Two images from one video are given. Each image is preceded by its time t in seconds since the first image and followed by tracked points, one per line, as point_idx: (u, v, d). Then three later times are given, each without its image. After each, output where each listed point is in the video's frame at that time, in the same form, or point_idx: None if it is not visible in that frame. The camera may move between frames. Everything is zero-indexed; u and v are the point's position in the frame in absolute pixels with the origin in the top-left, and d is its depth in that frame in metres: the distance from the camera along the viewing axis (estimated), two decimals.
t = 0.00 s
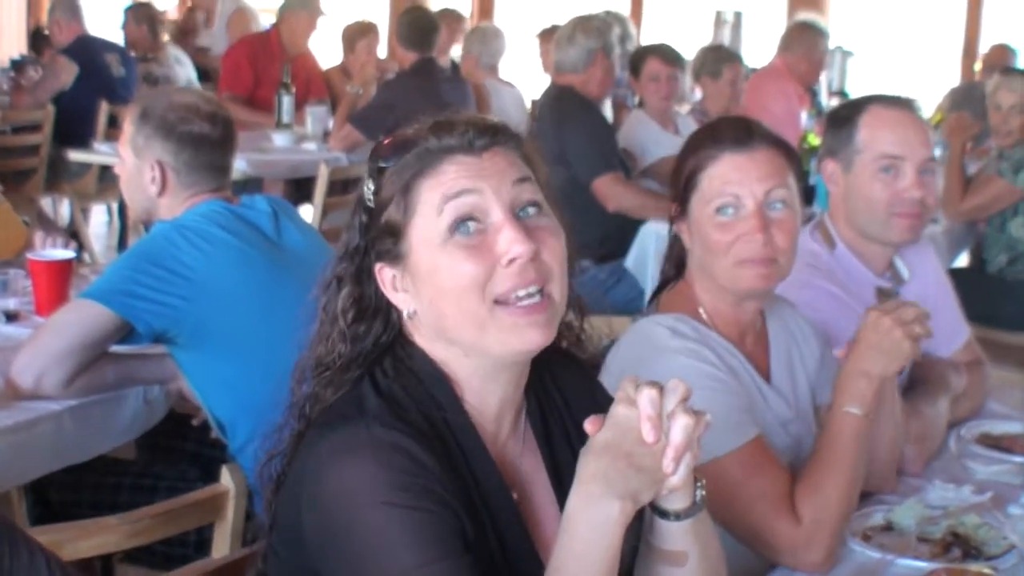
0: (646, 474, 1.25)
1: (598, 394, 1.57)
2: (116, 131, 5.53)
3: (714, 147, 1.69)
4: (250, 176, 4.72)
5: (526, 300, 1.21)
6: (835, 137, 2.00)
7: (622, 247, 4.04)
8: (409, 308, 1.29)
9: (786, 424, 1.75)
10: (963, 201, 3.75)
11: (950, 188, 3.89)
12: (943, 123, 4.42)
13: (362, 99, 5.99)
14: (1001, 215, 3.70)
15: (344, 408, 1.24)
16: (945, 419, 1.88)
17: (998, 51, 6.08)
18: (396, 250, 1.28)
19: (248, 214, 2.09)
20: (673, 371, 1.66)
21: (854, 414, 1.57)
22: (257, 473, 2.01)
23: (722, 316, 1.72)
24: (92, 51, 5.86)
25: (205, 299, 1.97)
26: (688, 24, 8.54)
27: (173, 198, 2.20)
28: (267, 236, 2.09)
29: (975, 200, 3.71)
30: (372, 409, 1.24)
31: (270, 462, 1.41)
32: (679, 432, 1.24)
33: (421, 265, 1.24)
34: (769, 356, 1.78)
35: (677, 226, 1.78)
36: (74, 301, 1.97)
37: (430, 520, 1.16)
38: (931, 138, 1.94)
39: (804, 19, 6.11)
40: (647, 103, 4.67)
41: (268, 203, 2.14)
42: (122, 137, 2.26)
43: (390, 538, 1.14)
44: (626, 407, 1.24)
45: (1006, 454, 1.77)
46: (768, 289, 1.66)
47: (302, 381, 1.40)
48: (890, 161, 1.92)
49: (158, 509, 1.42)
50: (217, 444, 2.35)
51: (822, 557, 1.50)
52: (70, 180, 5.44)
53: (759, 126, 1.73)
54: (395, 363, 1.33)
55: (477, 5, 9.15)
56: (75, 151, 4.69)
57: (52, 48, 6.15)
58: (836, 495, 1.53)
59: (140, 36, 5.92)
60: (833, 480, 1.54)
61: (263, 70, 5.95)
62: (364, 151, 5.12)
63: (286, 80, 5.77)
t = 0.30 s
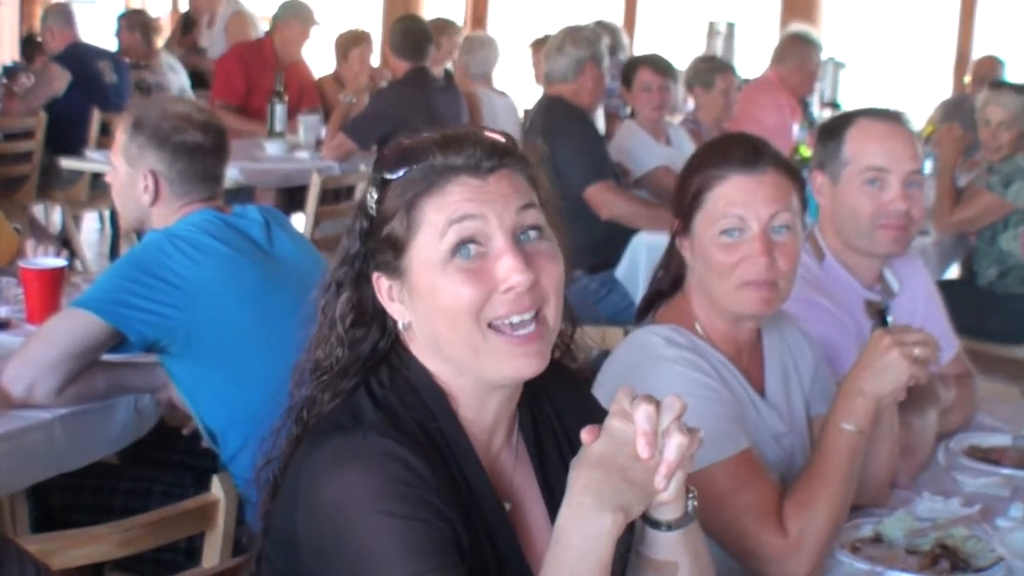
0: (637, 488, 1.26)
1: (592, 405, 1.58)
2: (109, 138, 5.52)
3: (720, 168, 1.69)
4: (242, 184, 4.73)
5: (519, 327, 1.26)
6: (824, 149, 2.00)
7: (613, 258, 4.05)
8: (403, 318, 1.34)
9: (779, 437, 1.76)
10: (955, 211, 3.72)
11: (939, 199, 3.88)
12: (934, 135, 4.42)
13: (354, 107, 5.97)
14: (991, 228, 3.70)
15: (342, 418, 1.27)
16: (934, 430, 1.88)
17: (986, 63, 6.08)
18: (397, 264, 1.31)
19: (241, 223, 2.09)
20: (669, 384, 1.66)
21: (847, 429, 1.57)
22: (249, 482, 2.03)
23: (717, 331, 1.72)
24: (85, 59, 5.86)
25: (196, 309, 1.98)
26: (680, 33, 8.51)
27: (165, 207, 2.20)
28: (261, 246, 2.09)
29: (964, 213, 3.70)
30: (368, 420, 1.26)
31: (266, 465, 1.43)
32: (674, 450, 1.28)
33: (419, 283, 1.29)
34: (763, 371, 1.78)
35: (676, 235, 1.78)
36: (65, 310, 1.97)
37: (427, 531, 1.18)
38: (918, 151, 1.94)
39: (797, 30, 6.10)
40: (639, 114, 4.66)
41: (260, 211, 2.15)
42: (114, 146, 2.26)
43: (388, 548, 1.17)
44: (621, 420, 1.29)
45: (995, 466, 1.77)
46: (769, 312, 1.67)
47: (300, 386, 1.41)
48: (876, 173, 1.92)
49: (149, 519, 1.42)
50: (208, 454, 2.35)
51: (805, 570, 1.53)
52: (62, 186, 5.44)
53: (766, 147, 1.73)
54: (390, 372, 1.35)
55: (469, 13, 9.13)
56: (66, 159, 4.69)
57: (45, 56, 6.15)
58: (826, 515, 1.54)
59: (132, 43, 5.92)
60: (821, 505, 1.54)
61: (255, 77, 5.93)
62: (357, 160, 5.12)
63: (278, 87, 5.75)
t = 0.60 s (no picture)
0: (626, 497, 1.27)
1: (583, 412, 1.59)
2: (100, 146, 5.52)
3: (725, 180, 1.68)
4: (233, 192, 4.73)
5: (508, 338, 1.27)
6: (814, 157, 2.00)
7: (604, 264, 4.05)
8: (393, 327, 1.35)
9: (774, 441, 1.77)
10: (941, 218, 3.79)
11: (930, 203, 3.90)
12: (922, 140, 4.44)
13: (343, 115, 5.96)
14: (982, 234, 3.80)
15: (333, 427, 1.27)
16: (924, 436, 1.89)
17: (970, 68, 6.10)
18: (387, 273, 1.32)
19: (232, 232, 2.10)
20: (657, 389, 1.66)
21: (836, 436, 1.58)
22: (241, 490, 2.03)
23: (710, 338, 1.73)
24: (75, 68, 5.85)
25: (187, 316, 1.98)
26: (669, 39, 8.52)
27: (162, 216, 2.20)
28: (251, 255, 2.10)
29: (954, 217, 3.76)
30: (360, 429, 1.27)
31: (260, 472, 1.43)
32: (666, 460, 1.27)
33: (409, 293, 1.29)
34: (757, 377, 1.79)
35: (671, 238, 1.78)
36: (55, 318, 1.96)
37: (419, 538, 1.19)
38: (908, 158, 1.94)
39: (787, 36, 6.11)
40: (629, 121, 4.67)
41: (250, 220, 2.15)
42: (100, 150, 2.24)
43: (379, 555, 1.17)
44: (612, 428, 1.29)
45: (984, 472, 1.78)
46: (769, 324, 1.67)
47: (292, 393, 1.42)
48: (866, 180, 1.92)
49: (141, 528, 1.43)
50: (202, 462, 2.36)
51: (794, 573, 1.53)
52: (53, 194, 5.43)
53: (769, 160, 1.73)
54: (381, 381, 1.36)
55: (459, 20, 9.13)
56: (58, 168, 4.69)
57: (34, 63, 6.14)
58: (816, 520, 1.54)
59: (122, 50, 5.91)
60: (812, 508, 1.55)
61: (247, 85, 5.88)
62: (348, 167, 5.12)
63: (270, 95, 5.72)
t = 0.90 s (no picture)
0: (608, 505, 1.27)
1: (568, 419, 1.60)
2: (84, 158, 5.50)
3: (736, 185, 1.67)
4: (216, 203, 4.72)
5: (490, 348, 1.27)
6: (795, 163, 2.00)
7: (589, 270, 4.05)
8: (376, 338, 1.35)
9: (768, 441, 1.76)
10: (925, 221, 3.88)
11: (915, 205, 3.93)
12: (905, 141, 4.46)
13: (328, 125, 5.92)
14: (963, 237, 3.84)
15: (315, 437, 1.28)
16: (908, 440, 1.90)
17: (950, 72, 6.12)
18: (370, 284, 1.32)
19: (213, 243, 2.11)
20: (653, 393, 1.65)
21: (817, 442, 1.59)
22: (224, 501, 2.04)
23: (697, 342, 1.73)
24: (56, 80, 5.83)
25: (170, 327, 1.99)
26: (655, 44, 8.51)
27: (152, 228, 2.22)
28: (233, 266, 2.11)
29: (938, 220, 3.86)
30: (342, 438, 1.28)
31: (243, 483, 1.43)
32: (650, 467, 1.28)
33: (391, 302, 1.30)
34: (748, 376, 1.79)
35: (668, 242, 1.75)
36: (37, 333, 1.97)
37: (402, 547, 1.20)
38: (888, 163, 1.94)
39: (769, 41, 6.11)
40: (613, 127, 4.67)
41: (232, 231, 2.16)
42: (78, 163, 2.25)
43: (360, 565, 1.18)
44: (599, 435, 1.30)
45: (968, 475, 1.79)
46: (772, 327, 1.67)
47: (274, 403, 1.43)
48: (847, 185, 1.93)
49: (124, 541, 1.43)
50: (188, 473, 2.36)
51: None
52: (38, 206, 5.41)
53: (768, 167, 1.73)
54: (364, 391, 1.36)
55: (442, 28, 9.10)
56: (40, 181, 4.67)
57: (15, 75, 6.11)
58: (799, 525, 1.55)
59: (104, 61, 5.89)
60: (792, 514, 1.55)
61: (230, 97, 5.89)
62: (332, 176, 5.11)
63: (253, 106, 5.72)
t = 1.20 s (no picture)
0: (579, 509, 1.27)
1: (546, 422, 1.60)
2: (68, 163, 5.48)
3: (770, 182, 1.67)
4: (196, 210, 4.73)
5: (460, 347, 1.26)
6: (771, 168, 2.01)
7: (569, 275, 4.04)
8: (350, 342, 1.35)
9: (746, 442, 1.77)
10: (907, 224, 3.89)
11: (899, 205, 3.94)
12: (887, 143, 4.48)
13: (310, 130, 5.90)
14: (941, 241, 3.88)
15: (290, 445, 1.28)
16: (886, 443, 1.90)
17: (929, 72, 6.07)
18: (342, 287, 1.32)
19: (191, 251, 2.13)
20: (629, 395, 1.64)
21: (795, 445, 1.60)
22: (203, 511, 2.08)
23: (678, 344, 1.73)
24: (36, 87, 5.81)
25: (148, 335, 2.00)
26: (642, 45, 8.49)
27: (130, 236, 2.23)
28: (210, 273, 2.13)
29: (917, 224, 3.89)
30: (317, 445, 1.28)
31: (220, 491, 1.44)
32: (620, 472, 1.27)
33: (361, 304, 1.29)
34: (725, 376, 1.78)
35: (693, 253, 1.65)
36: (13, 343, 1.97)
37: (376, 555, 1.19)
38: (863, 168, 1.96)
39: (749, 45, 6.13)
40: (593, 132, 4.68)
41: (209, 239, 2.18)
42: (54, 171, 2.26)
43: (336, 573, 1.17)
44: (569, 443, 1.30)
45: (945, 477, 1.80)
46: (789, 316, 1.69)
47: (250, 409, 1.43)
48: (823, 192, 1.94)
49: (101, 550, 1.44)
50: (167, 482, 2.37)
51: None
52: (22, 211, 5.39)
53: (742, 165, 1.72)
54: (339, 397, 1.36)
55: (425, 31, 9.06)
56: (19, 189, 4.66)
57: None
58: (775, 527, 1.55)
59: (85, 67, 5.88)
60: (769, 517, 1.56)
61: (210, 102, 5.88)
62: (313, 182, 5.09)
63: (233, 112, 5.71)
